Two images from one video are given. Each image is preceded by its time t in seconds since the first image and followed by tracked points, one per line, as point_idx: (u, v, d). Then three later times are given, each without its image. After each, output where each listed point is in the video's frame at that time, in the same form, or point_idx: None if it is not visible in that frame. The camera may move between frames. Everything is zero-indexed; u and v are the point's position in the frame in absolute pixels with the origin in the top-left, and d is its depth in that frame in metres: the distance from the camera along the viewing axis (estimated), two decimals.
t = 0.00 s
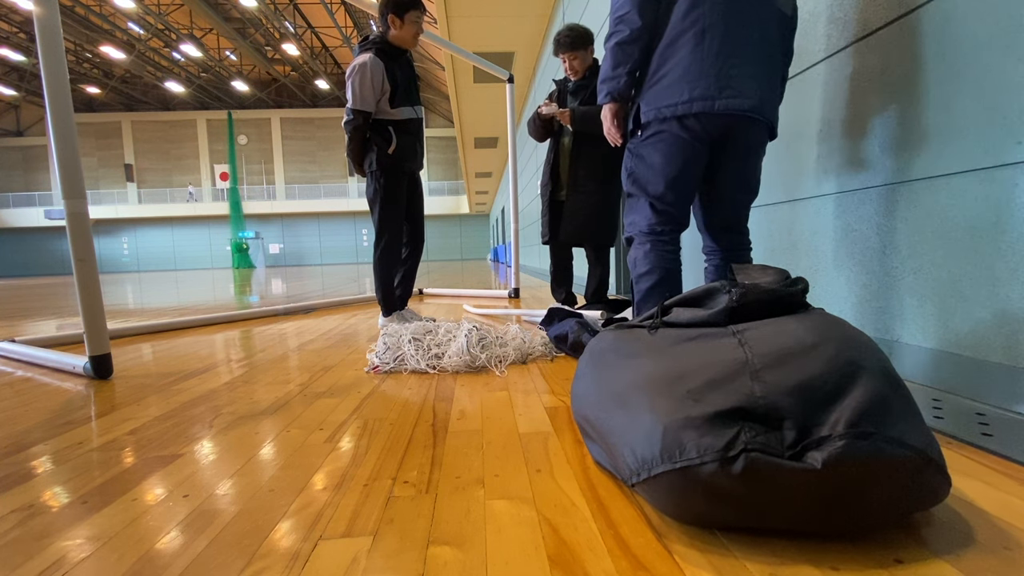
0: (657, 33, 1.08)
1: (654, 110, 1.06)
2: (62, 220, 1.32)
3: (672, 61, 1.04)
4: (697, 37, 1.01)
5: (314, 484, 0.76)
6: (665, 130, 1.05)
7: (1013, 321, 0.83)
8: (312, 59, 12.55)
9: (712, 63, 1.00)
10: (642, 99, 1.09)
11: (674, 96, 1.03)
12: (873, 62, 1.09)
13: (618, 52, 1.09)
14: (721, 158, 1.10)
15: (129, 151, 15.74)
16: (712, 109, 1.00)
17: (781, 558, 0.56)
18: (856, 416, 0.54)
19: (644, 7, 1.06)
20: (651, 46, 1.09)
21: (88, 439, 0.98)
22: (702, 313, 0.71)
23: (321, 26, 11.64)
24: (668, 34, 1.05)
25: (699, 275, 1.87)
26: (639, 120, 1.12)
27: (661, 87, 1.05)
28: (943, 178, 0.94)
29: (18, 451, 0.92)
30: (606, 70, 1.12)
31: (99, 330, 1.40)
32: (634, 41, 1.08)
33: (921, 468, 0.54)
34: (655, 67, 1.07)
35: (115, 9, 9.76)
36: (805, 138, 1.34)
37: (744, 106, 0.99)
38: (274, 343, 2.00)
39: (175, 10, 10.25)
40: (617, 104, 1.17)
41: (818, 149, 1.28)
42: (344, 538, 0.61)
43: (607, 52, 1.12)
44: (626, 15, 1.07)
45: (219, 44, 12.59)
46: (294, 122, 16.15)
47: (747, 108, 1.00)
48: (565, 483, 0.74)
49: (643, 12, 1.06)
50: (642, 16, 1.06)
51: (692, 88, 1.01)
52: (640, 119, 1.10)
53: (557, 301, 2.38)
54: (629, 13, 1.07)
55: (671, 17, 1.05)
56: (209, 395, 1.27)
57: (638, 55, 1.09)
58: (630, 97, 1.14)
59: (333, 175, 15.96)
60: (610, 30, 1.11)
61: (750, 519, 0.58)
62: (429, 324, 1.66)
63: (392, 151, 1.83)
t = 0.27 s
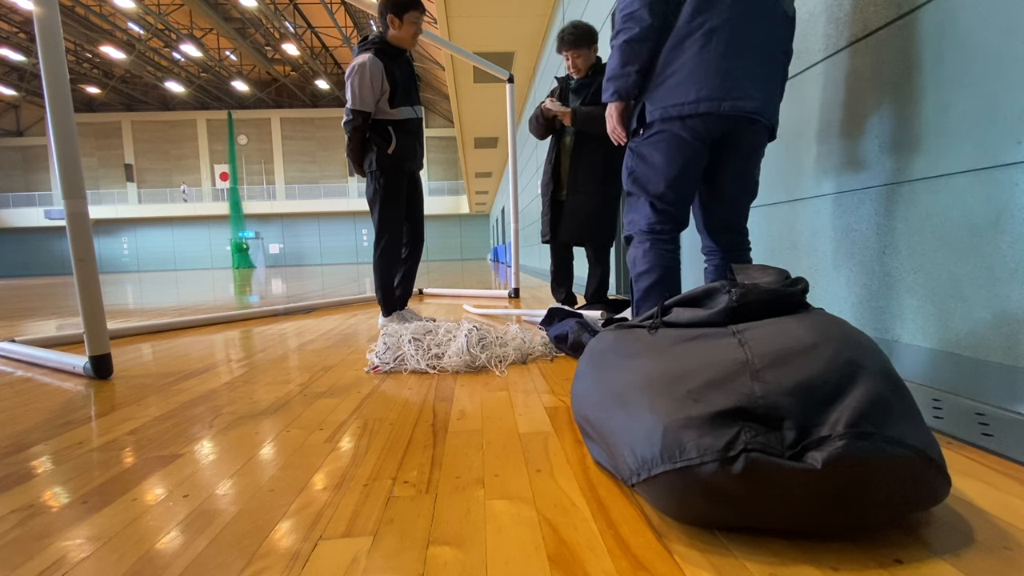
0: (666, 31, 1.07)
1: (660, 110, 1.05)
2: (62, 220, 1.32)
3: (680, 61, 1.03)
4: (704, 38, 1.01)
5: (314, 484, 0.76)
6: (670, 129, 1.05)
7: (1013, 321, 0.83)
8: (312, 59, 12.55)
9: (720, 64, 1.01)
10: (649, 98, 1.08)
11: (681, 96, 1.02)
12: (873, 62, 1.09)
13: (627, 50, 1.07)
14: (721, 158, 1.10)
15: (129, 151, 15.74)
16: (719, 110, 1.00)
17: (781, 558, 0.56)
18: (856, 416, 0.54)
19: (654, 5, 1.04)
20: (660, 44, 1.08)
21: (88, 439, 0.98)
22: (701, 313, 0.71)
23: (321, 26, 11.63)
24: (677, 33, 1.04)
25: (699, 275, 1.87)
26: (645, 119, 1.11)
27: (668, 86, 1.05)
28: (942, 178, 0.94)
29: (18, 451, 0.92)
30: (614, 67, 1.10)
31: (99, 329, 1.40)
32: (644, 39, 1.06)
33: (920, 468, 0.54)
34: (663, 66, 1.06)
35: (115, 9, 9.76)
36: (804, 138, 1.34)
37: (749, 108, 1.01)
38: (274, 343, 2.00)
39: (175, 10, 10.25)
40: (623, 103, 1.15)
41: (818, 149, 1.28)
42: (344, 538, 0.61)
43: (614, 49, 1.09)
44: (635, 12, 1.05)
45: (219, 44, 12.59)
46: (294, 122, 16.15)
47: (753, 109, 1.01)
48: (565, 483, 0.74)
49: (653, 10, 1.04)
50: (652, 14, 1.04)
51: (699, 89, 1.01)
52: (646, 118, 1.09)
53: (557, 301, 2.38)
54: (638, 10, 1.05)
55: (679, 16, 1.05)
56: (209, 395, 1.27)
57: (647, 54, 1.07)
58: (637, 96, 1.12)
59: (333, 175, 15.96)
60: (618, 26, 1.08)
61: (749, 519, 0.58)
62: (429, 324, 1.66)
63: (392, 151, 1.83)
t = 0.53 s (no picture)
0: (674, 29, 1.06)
1: (665, 108, 1.05)
2: (62, 220, 1.32)
3: (686, 60, 1.03)
4: (710, 38, 1.02)
5: (314, 484, 0.76)
6: (674, 128, 1.05)
7: (1013, 322, 0.83)
8: (312, 59, 12.56)
9: (725, 65, 1.01)
10: (654, 95, 1.07)
11: (687, 95, 1.02)
12: (873, 62, 1.09)
13: (635, 45, 1.05)
14: (721, 159, 1.11)
15: (129, 151, 15.73)
16: (723, 110, 1.01)
17: (781, 558, 0.56)
18: (856, 416, 0.54)
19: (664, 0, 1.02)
20: (667, 42, 1.07)
21: (88, 439, 0.98)
22: (702, 313, 0.71)
23: (321, 26, 11.63)
24: (684, 32, 1.03)
25: (698, 275, 1.87)
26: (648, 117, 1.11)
27: (673, 85, 1.05)
28: (942, 178, 0.94)
29: (18, 451, 0.92)
30: (622, 62, 1.07)
31: (99, 329, 1.40)
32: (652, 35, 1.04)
33: (920, 468, 0.54)
34: (669, 65, 1.05)
35: (115, 9, 9.77)
36: (804, 138, 1.34)
37: (751, 109, 1.03)
38: (274, 343, 2.00)
39: (175, 10, 10.25)
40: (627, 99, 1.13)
41: (818, 149, 1.28)
42: (344, 538, 0.61)
43: (621, 43, 1.07)
44: (644, 7, 1.03)
45: (218, 44, 12.59)
46: (294, 122, 16.14)
47: (755, 111, 1.03)
48: (565, 483, 0.74)
49: (663, 7, 1.02)
50: (662, 10, 1.02)
51: (705, 89, 1.01)
52: (650, 115, 1.09)
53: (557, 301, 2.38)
54: (648, 5, 1.02)
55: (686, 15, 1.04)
56: (209, 395, 1.27)
57: (655, 50, 1.05)
58: (643, 93, 1.10)
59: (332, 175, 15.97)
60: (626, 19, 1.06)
61: (749, 519, 0.58)
62: (429, 324, 1.66)
63: (392, 151, 1.83)
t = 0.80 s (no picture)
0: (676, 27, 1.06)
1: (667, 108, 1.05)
2: (62, 220, 1.32)
3: (687, 60, 1.03)
4: (712, 38, 1.01)
5: (314, 484, 0.76)
6: (675, 128, 1.05)
7: (1014, 322, 0.83)
8: (312, 59, 12.56)
9: (727, 64, 1.01)
10: (656, 95, 1.07)
11: (688, 95, 1.02)
12: (873, 62, 1.09)
13: (639, 43, 1.03)
14: (721, 159, 1.11)
15: (129, 151, 15.73)
16: (725, 110, 1.01)
17: (780, 558, 0.56)
18: (855, 416, 0.54)
19: None
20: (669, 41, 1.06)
21: (88, 439, 0.98)
22: (702, 313, 0.71)
23: (321, 26, 11.64)
24: (686, 30, 1.03)
25: (698, 276, 1.87)
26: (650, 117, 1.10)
27: (674, 85, 1.05)
28: (943, 178, 0.94)
29: (18, 451, 0.92)
30: (625, 59, 1.05)
31: (99, 329, 1.40)
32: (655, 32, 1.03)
33: (920, 468, 0.54)
34: (670, 64, 1.05)
35: (115, 9, 9.77)
36: (804, 137, 1.34)
37: (752, 110, 1.03)
38: (274, 343, 2.00)
39: (175, 10, 10.25)
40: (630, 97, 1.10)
41: (818, 149, 1.28)
42: (344, 538, 0.61)
43: (624, 41, 1.06)
44: (646, 4, 1.02)
45: (218, 44, 12.59)
46: (294, 122, 16.14)
47: (756, 111, 1.04)
48: (565, 483, 0.74)
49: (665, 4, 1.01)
50: (665, 8, 1.02)
51: (706, 89, 1.01)
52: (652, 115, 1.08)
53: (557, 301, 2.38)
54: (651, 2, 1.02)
55: (687, 14, 1.04)
56: (209, 395, 1.27)
57: (658, 48, 1.04)
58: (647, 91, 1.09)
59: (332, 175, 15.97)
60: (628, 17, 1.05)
61: (749, 519, 0.58)
62: (429, 324, 1.66)
63: (391, 151, 1.83)
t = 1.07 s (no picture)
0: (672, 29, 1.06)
1: (663, 109, 1.05)
2: (62, 220, 1.32)
3: (683, 61, 1.03)
4: (708, 38, 1.01)
5: (314, 484, 0.76)
6: (672, 129, 1.05)
7: (1014, 322, 0.83)
8: (312, 59, 12.56)
9: (724, 64, 1.01)
10: (652, 97, 1.08)
11: (684, 96, 1.03)
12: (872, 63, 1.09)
13: (633, 46, 1.05)
14: (720, 160, 1.10)
15: (129, 151, 15.73)
16: (722, 110, 1.00)
17: (780, 558, 0.56)
18: (855, 416, 0.54)
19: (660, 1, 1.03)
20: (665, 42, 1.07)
21: (88, 439, 0.98)
22: (701, 313, 0.71)
23: (321, 26, 11.64)
24: (682, 32, 1.03)
25: (698, 276, 1.87)
26: (647, 118, 1.11)
27: (671, 86, 1.05)
28: (942, 178, 0.94)
29: (18, 451, 0.92)
30: (619, 64, 1.07)
31: (99, 329, 1.40)
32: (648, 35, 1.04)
33: (920, 468, 0.54)
34: (666, 66, 1.06)
35: (115, 9, 9.76)
36: (804, 137, 1.34)
37: (750, 110, 1.02)
38: (274, 343, 2.00)
39: (175, 10, 10.25)
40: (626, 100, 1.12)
41: (818, 149, 1.28)
42: (344, 538, 0.61)
43: (619, 45, 1.08)
44: (640, 9, 1.04)
45: (219, 44, 12.59)
46: (294, 122, 16.14)
47: (754, 111, 1.02)
48: (565, 483, 0.74)
49: (659, 7, 1.02)
50: (659, 11, 1.03)
51: (703, 90, 1.01)
52: (648, 117, 1.09)
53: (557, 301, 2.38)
54: (644, 6, 1.03)
55: (683, 15, 1.04)
56: (209, 395, 1.27)
57: (653, 51, 1.05)
58: (642, 94, 1.10)
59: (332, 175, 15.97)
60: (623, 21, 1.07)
61: (749, 518, 0.58)
62: (429, 324, 1.66)
63: (391, 151, 1.83)
